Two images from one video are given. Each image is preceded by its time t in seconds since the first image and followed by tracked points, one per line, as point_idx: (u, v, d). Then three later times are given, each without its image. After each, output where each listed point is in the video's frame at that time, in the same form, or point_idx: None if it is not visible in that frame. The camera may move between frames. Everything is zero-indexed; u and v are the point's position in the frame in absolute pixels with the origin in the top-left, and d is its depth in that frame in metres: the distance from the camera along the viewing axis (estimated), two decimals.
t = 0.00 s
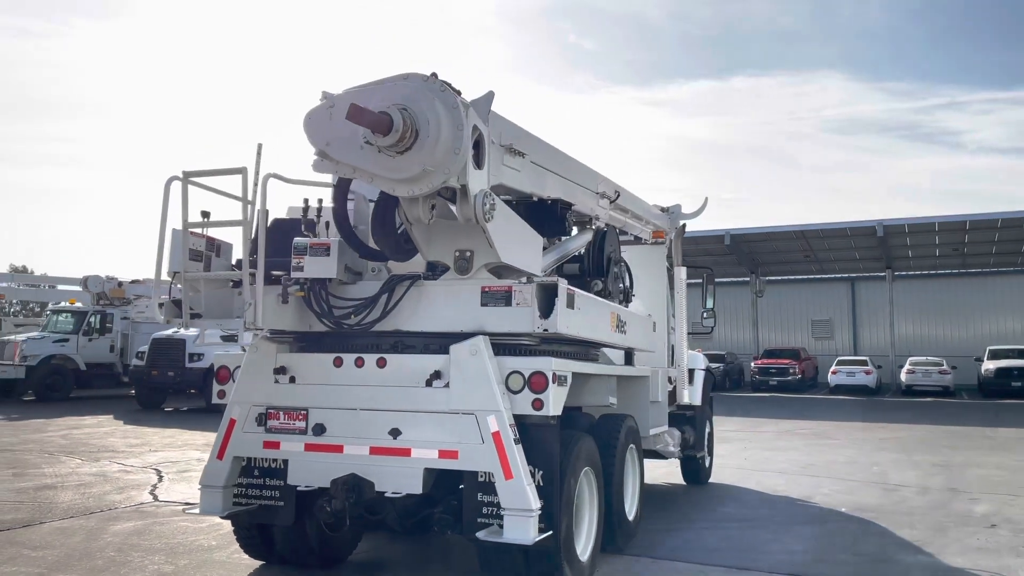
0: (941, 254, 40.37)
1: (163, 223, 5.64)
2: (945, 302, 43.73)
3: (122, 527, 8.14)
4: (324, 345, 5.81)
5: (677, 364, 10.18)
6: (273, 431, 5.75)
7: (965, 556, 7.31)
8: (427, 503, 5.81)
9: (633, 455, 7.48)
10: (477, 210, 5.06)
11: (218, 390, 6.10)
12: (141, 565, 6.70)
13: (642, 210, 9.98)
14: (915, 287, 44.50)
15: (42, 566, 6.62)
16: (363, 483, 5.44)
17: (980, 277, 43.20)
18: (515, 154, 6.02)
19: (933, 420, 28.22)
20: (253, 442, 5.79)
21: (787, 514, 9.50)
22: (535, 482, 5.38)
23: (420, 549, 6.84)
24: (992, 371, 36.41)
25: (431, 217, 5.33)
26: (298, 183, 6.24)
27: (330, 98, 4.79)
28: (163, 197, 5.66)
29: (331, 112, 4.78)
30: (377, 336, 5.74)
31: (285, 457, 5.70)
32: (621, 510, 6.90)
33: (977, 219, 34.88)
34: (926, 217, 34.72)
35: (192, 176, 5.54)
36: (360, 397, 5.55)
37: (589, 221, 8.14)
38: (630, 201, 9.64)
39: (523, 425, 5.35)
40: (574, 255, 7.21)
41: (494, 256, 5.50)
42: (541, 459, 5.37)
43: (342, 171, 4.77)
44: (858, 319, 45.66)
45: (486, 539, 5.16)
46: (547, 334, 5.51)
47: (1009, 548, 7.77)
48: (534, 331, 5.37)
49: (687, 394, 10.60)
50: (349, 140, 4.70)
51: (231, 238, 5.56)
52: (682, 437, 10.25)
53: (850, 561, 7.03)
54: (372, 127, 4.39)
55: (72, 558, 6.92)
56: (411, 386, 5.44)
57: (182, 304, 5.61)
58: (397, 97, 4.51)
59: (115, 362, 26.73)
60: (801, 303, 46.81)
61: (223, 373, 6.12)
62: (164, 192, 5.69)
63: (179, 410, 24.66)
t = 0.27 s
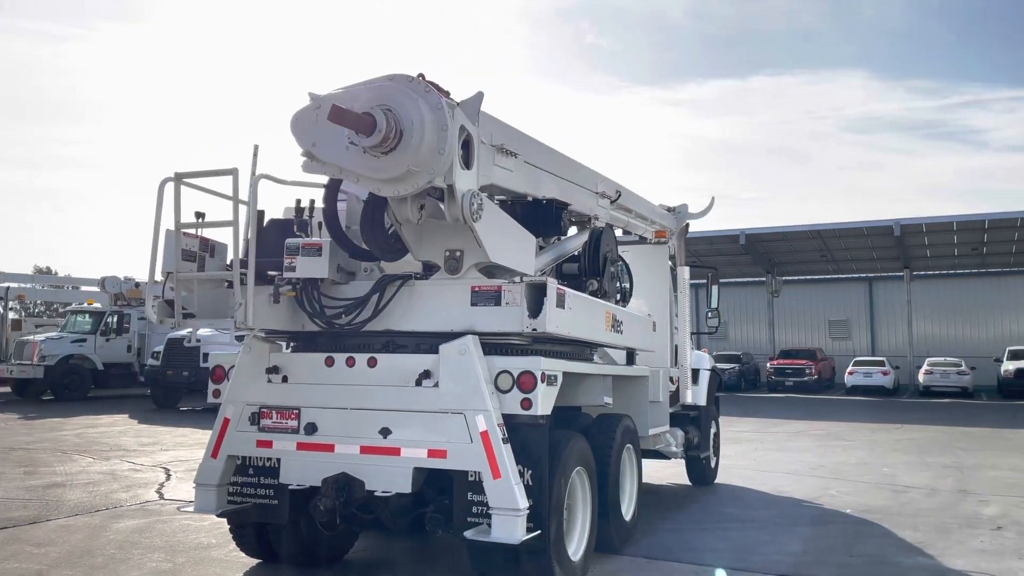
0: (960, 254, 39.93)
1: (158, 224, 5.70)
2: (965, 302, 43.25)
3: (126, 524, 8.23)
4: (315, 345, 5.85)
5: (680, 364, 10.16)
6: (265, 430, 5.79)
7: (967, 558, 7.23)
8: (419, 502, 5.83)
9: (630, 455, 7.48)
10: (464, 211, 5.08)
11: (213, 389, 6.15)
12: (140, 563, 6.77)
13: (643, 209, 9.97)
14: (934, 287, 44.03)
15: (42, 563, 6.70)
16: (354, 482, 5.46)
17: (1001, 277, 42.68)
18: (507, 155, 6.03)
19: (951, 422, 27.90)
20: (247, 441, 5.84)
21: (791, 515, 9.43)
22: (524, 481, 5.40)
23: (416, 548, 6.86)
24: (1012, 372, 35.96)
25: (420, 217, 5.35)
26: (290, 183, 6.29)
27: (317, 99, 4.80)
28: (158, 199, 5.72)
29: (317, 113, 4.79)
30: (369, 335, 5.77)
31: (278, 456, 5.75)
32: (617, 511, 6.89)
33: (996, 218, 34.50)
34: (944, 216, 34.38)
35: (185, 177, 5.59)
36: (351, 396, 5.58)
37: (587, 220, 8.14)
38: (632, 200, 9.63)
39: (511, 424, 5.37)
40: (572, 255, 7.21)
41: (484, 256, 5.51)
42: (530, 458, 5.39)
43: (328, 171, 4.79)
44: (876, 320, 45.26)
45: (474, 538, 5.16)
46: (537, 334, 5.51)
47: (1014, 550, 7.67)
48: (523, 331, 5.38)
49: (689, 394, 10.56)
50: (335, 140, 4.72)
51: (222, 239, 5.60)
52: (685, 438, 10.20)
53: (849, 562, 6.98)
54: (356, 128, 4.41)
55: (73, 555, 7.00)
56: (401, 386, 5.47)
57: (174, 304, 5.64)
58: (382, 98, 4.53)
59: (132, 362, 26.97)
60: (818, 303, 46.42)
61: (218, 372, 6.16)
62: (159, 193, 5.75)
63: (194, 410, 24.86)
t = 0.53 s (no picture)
0: (981, 253, 39.47)
1: (150, 223, 5.78)
2: (985, 302, 42.75)
3: (128, 520, 8.33)
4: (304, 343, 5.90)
5: (682, 363, 10.14)
6: (256, 427, 5.85)
7: (965, 559, 7.16)
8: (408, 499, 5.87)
9: (625, 454, 7.49)
10: (448, 209, 5.11)
11: (206, 386, 6.21)
12: (137, 557, 6.85)
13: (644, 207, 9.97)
14: (953, 287, 43.55)
15: (41, 558, 6.82)
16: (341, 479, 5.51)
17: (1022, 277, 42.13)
18: (496, 154, 6.05)
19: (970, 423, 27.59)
20: (238, 438, 5.90)
21: (793, 515, 9.38)
22: (508, 479, 5.43)
23: (409, 546, 6.90)
24: None
25: (406, 216, 5.38)
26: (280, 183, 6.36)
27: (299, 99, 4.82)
28: (150, 199, 5.81)
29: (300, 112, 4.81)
30: (358, 333, 5.81)
31: (267, 453, 5.80)
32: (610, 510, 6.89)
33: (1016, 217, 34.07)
34: (964, 215, 33.99)
35: (176, 177, 5.67)
36: (338, 393, 5.63)
37: (584, 219, 8.15)
38: (632, 198, 9.63)
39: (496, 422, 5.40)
40: (565, 254, 7.23)
41: (470, 255, 5.54)
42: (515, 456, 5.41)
43: (311, 170, 4.81)
44: (895, 320, 44.84)
45: (458, 534, 5.18)
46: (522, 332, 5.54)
47: (1015, 551, 7.58)
48: (508, 329, 5.41)
49: (691, 394, 10.53)
50: (317, 139, 4.73)
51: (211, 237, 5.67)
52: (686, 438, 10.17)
53: (843, 563, 6.93)
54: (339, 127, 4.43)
55: (73, 550, 7.11)
56: (387, 383, 5.51)
57: (165, 302, 5.71)
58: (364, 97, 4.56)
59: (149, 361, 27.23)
60: (836, 303, 46.03)
61: (211, 370, 6.23)
62: (151, 194, 5.83)
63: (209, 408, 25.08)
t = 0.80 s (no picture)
0: (1001, 252, 38.99)
1: (144, 225, 5.86)
2: (1006, 302, 42.24)
3: (131, 517, 8.44)
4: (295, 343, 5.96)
5: (683, 364, 10.14)
6: (249, 426, 5.93)
7: (964, 561, 7.11)
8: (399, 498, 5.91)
9: (621, 454, 7.50)
10: (434, 211, 5.16)
11: (202, 386, 6.28)
12: (136, 554, 6.95)
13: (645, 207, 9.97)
14: (973, 286, 43.05)
15: (43, 555, 6.93)
16: (331, 478, 5.57)
17: None
18: (486, 155, 6.10)
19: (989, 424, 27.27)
20: (231, 437, 5.97)
21: (794, 516, 9.34)
22: (496, 478, 5.46)
23: (404, 544, 6.94)
24: None
25: (393, 218, 5.42)
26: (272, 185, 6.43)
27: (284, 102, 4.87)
28: (144, 200, 5.88)
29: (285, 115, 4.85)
30: (349, 333, 5.86)
31: (260, 452, 5.87)
32: (604, 509, 6.90)
33: None
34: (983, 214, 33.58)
35: (168, 180, 5.75)
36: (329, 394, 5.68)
37: (581, 219, 8.19)
38: (633, 198, 9.65)
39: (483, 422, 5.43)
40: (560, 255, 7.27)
41: (459, 256, 5.57)
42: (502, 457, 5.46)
43: (296, 172, 4.85)
44: (913, 320, 44.43)
45: (445, 533, 5.21)
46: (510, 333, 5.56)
47: (1016, 553, 7.51)
48: (495, 329, 5.44)
49: (694, 394, 10.51)
50: (301, 141, 4.77)
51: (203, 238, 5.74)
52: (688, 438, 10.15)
53: (838, 564, 6.91)
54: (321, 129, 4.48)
55: (75, 547, 7.22)
56: (376, 383, 5.55)
57: (158, 303, 5.78)
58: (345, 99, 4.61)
59: (165, 361, 27.48)
60: (854, 303, 45.61)
61: (206, 369, 6.30)
62: (145, 196, 5.91)
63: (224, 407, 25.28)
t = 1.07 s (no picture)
0: (1020, 250, 38.53)
1: (140, 225, 5.91)
2: None
3: (135, 514, 8.52)
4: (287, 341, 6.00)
5: (686, 362, 10.10)
6: (243, 423, 5.97)
7: (964, 561, 7.05)
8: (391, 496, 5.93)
9: (620, 453, 7.48)
10: (422, 209, 5.17)
11: (198, 384, 6.33)
12: (137, 550, 7.02)
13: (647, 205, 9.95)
14: (992, 284, 42.57)
15: (44, 550, 7.01)
16: (323, 475, 5.59)
17: None
18: (479, 153, 6.11)
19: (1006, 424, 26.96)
20: (226, 434, 6.02)
21: (798, 516, 9.29)
22: (486, 475, 5.46)
23: (401, 542, 6.97)
24: None
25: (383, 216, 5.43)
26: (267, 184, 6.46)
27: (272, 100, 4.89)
28: (139, 201, 5.93)
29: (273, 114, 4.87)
30: (342, 331, 5.88)
31: (254, 449, 5.91)
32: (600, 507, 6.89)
33: None
34: (1001, 212, 33.20)
35: (162, 180, 5.79)
36: (322, 391, 5.71)
37: (581, 217, 8.17)
38: (635, 196, 9.62)
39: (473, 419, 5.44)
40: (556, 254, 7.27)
41: (449, 254, 5.58)
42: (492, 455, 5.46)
43: (285, 170, 4.88)
44: (931, 319, 44.01)
45: (434, 530, 5.21)
46: (501, 330, 5.56)
47: (1019, 553, 7.43)
48: (485, 327, 5.44)
49: (697, 393, 10.46)
50: (288, 140, 4.80)
51: (197, 237, 5.78)
52: (691, 436, 10.11)
53: (837, 563, 6.87)
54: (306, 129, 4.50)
55: (77, 543, 7.30)
56: (367, 381, 5.57)
57: (152, 301, 5.82)
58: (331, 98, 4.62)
59: (181, 360, 27.71)
60: (870, 301, 45.21)
61: (203, 367, 6.34)
62: (140, 196, 5.96)
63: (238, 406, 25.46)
